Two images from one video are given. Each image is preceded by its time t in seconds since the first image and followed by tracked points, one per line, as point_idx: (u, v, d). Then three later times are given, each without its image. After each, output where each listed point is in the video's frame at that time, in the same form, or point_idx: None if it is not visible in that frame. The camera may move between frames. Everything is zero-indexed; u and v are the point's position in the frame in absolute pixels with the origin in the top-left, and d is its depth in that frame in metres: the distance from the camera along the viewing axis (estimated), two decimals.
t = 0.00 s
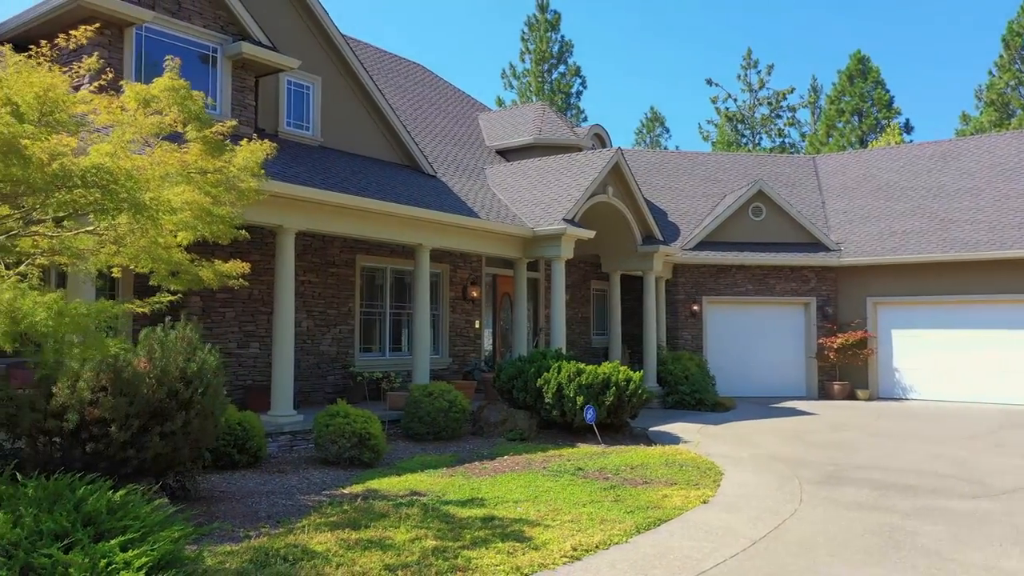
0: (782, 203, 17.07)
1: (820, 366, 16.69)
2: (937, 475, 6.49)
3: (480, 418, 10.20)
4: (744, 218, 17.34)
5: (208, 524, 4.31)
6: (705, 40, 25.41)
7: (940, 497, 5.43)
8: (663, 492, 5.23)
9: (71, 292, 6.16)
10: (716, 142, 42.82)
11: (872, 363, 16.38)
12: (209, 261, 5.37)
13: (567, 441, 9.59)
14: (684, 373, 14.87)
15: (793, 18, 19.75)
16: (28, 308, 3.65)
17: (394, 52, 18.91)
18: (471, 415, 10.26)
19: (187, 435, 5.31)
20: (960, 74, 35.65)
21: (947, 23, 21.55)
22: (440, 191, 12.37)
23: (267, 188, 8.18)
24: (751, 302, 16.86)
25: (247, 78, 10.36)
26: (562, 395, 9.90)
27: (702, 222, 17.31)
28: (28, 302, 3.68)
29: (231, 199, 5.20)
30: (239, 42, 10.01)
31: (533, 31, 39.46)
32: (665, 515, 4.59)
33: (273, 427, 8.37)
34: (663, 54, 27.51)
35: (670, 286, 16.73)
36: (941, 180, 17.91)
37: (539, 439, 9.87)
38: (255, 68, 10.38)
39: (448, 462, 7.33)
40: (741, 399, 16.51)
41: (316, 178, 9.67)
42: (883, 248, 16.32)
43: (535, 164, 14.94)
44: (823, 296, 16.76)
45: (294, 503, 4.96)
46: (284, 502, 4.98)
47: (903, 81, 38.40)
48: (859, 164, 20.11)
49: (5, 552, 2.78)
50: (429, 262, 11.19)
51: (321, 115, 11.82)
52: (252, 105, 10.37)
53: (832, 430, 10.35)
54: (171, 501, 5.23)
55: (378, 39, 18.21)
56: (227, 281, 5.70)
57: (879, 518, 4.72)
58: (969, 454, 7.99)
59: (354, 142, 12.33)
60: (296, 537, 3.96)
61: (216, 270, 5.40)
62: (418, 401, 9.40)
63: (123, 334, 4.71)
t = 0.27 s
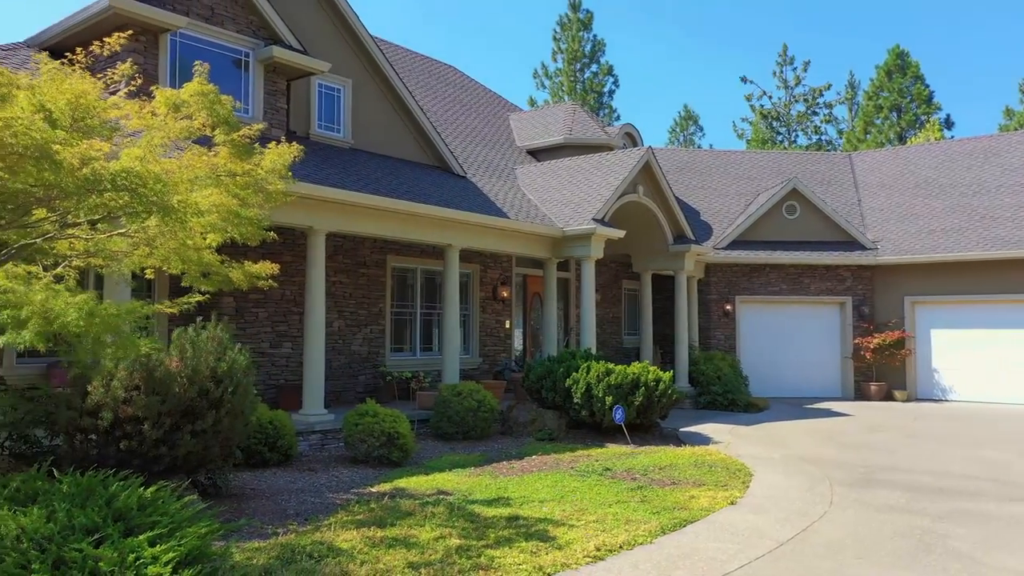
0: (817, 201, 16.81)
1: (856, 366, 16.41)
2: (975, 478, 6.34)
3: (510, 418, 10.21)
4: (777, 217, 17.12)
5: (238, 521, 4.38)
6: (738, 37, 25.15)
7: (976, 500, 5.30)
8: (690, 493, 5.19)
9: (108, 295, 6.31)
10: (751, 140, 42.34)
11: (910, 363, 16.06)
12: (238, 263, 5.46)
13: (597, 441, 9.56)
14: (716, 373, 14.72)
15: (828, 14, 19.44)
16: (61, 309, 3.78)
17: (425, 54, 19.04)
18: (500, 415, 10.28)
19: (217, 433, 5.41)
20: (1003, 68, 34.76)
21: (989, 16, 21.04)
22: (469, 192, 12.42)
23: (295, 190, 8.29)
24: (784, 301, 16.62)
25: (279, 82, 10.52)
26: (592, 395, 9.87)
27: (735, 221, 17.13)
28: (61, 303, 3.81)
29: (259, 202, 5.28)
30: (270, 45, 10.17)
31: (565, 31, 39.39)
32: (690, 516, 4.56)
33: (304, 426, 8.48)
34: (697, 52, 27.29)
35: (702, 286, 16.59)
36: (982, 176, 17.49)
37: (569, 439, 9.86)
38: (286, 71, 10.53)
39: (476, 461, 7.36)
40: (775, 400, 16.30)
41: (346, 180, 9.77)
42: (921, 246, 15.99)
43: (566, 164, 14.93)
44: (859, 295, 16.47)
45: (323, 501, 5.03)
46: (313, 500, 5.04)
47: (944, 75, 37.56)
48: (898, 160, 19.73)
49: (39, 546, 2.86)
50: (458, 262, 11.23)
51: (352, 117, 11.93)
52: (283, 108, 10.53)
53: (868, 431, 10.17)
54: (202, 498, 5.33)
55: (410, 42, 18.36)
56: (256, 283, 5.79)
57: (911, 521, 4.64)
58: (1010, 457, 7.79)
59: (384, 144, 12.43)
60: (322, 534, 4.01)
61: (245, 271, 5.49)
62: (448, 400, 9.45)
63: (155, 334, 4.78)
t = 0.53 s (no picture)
0: (846, 200, 16.58)
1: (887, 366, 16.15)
2: (1008, 481, 6.21)
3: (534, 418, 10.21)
4: (806, 216, 16.91)
5: (262, 519, 4.44)
6: (767, 34, 24.86)
7: (1008, 503, 5.19)
8: (713, 494, 5.16)
9: (137, 296, 6.42)
10: (780, 138, 41.90)
11: (942, 364, 15.77)
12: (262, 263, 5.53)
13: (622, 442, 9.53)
14: (743, 373, 14.58)
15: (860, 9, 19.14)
16: (86, 309, 3.69)
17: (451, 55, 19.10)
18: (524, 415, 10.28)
19: (241, 432, 5.48)
20: None
21: None
22: (494, 192, 12.44)
23: (319, 191, 8.37)
24: (813, 301, 16.41)
25: (305, 85, 10.63)
26: (615, 395, 9.83)
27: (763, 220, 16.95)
28: (86, 303, 3.71)
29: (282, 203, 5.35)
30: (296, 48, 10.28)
31: (592, 30, 39.29)
32: (712, 517, 4.53)
33: (329, 425, 8.56)
34: (726, 50, 27.05)
35: (729, 286, 16.44)
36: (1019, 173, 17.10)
37: (593, 439, 9.83)
38: (312, 74, 10.64)
39: (499, 461, 7.37)
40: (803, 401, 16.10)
41: (371, 181, 9.84)
42: (954, 244, 15.68)
43: (591, 164, 14.90)
44: (890, 294, 16.21)
45: (346, 499, 5.07)
46: (336, 498, 5.09)
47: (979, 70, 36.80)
48: (931, 157, 19.36)
49: (65, 542, 2.92)
50: (482, 262, 11.25)
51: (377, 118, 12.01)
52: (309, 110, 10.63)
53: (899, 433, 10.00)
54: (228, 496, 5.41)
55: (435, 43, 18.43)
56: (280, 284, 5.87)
57: (938, 524, 4.56)
58: None
59: (409, 145, 12.51)
60: (343, 533, 4.04)
61: (269, 271, 5.57)
62: (471, 400, 9.47)
63: (180, 334, 4.85)
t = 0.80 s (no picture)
0: (878, 198, 16.32)
1: (920, 367, 15.86)
2: None
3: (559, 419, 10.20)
4: (836, 214, 16.67)
5: (287, 517, 4.50)
6: (799, 30, 24.53)
7: None
8: (738, 496, 5.12)
9: (168, 297, 6.57)
10: (811, 136, 41.44)
11: (977, 365, 15.46)
12: (287, 265, 5.60)
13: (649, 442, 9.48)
14: (771, 374, 14.42)
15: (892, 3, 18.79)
16: (113, 310, 3.74)
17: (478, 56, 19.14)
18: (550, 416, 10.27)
19: (268, 431, 5.56)
20: None
21: None
22: (519, 192, 12.44)
23: (344, 193, 8.44)
24: (843, 300, 16.17)
25: (332, 87, 10.73)
26: (641, 396, 9.79)
27: (792, 219, 16.74)
28: (113, 303, 3.77)
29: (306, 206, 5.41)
30: (323, 50, 10.39)
31: (620, 29, 39.11)
32: (736, 519, 4.50)
33: (356, 425, 8.64)
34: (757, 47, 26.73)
35: (758, 286, 16.27)
36: None
37: (618, 439, 9.80)
38: (339, 76, 10.73)
39: (524, 461, 7.37)
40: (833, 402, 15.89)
41: (396, 182, 9.90)
42: (990, 243, 15.34)
43: (617, 164, 14.84)
44: (923, 294, 15.92)
45: (370, 498, 5.12)
46: (360, 497, 5.15)
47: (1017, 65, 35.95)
48: (967, 154, 18.96)
49: (94, 537, 2.98)
50: (508, 262, 11.27)
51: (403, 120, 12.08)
52: (335, 111, 10.73)
53: (933, 434, 9.81)
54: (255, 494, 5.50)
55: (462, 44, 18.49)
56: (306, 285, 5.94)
57: (968, 527, 4.47)
58: None
59: (435, 147, 12.57)
60: (367, 531, 4.08)
61: (295, 274, 5.63)
62: (497, 400, 9.49)
63: (207, 335, 4.93)
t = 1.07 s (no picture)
0: (909, 196, 16.06)
1: (953, 367, 15.58)
2: None
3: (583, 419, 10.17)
4: (865, 213, 16.45)
5: (310, 516, 4.55)
6: (828, 27, 24.19)
7: None
8: (762, 497, 5.07)
9: (196, 298, 6.71)
10: (841, 134, 41.13)
11: (1012, 365, 15.14)
12: (310, 266, 5.66)
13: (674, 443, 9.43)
14: (799, 374, 14.26)
15: None
16: (138, 311, 3.82)
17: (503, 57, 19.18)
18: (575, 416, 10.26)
19: (291, 431, 5.63)
20: None
21: None
22: (543, 192, 12.44)
23: (368, 194, 8.52)
24: (872, 300, 15.94)
25: (356, 90, 10.82)
26: (665, 396, 9.73)
27: (820, 218, 16.53)
28: (137, 304, 3.84)
29: (328, 209, 5.47)
30: (348, 53, 10.49)
31: (646, 28, 38.90)
32: (759, 520, 4.46)
33: (380, 424, 8.71)
34: (786, 44, 26.42)
35: (785, 285, 16.10)
36: None
37: (642, 440, 9.75)
38: (363, 78, 10.82)
39: (547, 461, 7.36)
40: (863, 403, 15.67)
41: (420, 183, 9.96)
42: None
43: (642, 164, 14.78)
44: (955, 294, 15.62)
45: (393, 497, 5.16)
46: (383, 496, 5.19)
47: None
48: (1001, 151, 18.56)
49: (119, 534, 3.04)
50: (531, 263, 11.27)
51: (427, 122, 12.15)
52: (360, 113, 10.82)
53: (965, 436, 9.62)
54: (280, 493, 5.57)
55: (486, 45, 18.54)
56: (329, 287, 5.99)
57: (999, 532, 4.39)
58: None
59: (459, 148, 12.62)
60: (388, 530, 4.11)
61: (318, 275, 5.69)
62: (520, 400, 9.50)
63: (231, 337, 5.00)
